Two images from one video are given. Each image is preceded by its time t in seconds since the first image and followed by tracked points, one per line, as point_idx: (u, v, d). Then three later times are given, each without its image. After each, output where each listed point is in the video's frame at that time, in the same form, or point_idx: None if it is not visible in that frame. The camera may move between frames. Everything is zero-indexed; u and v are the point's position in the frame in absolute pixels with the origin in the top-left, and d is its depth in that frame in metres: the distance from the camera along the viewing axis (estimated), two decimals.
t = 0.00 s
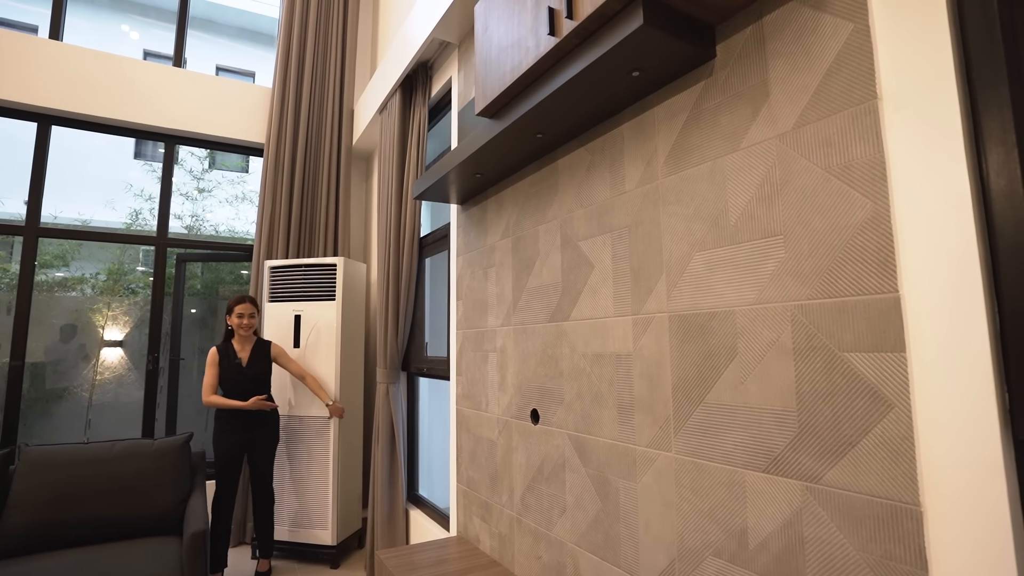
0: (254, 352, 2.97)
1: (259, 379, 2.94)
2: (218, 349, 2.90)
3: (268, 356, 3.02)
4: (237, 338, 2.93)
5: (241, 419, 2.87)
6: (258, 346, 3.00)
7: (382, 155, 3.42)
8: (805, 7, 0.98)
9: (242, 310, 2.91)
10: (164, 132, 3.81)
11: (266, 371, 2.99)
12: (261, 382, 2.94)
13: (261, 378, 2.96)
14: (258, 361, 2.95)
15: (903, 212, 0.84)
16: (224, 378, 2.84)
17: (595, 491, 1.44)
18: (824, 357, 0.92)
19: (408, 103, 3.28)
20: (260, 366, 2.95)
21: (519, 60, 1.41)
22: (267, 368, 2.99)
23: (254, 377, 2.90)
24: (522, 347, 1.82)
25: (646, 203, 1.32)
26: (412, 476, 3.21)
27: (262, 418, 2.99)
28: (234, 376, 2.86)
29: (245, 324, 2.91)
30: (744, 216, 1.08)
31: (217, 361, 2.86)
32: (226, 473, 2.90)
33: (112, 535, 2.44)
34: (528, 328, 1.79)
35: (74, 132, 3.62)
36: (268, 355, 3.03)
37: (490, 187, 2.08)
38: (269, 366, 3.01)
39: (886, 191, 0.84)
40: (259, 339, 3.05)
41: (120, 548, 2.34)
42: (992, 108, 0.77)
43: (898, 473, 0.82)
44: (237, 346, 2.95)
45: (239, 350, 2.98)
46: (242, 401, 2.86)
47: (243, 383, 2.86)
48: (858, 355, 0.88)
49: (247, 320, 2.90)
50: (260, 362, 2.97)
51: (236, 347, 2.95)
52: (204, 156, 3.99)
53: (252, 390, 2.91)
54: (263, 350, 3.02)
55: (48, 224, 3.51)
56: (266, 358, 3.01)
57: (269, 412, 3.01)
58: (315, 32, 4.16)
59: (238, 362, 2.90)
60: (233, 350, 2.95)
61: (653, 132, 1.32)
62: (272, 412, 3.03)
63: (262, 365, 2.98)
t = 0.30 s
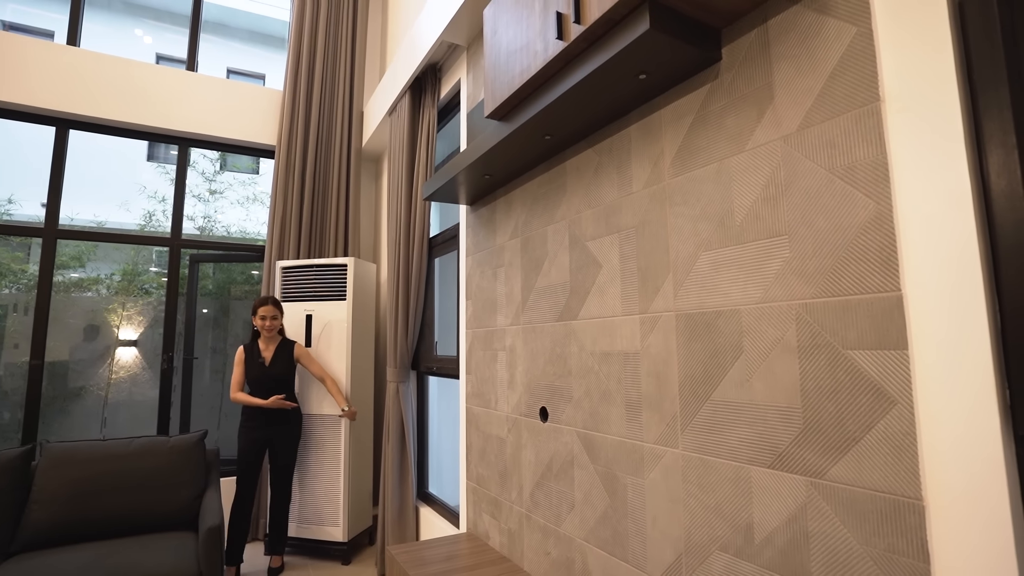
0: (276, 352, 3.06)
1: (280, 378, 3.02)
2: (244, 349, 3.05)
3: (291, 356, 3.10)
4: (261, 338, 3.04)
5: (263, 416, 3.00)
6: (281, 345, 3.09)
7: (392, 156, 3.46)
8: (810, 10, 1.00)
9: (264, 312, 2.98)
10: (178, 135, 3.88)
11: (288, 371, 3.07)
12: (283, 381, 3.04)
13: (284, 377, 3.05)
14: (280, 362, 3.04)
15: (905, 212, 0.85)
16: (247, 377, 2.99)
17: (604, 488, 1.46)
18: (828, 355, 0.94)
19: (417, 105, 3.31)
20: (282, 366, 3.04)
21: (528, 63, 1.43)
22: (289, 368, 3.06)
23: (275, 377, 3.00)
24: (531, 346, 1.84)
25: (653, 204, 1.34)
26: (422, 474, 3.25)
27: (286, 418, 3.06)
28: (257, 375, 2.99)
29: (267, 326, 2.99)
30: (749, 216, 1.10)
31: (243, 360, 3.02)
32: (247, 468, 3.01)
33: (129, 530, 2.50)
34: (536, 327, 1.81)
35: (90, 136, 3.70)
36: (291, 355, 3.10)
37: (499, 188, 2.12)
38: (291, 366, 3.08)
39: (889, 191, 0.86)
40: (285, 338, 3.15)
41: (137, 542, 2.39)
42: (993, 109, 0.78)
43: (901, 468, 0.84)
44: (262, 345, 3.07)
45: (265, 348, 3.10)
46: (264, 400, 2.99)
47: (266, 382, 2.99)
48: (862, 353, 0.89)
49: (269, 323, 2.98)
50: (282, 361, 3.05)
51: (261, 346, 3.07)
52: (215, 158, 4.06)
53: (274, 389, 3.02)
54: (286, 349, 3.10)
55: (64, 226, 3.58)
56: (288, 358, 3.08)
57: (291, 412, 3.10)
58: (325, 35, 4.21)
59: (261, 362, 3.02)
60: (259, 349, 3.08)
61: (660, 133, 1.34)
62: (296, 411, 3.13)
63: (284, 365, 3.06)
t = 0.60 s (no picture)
0: (289, 352, 3.13)
1: (292, 379, 3.10)
2: (261, 347, 3.16)
3: (303, 356, 3.15)
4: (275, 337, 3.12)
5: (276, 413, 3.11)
6: (295, 345, 3.15)
7: (403, 158, 3.50)
8: (817, 13, 1.02)
9: (274, 313, 3.04)
10: (192, 138, 3.96)
11: (300, 371, 3.12)
12: (295, 382, 3.12)
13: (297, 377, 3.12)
14: (291, 362, 3.10)
15: (912, 212, 0.87)
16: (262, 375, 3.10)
17: (614, 485, 1.48)
18: (836, 353, 0.95)
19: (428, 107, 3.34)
20: (293, 367, 3.10)
21: (538, 66, 1.46)
22: (302, 368, 3.12)
23: (286, 377, 3.08)
24: (541, 345, 1.87)
25: (663, 205, 1.36)
26: (433, 472, 3.28)
27: (294, 417, 3.13)
28: (271, 374, 3.09)
29: (277, 327, 3.05)
30: (758, 216, 1.11)
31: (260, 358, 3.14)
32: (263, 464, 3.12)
33: (148, 525, 2.56)
34: (547, 326, 1.83)
35: (108, 139, 3.78)
36: (303, 355, 3.14)
37: (509, 189, 2.14)
38: (305, 366, 3.14)
39: (895, 192, 0.87)
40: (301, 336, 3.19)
41: (157, 537, 2.45)
42: (999, 111, 0.79)
43: (908, 465, 0.85)
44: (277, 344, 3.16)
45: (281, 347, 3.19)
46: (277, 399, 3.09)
47: (280, 381, 3.09)
48: (869, 351, 0.91)
49: (278, 324, 3.04)
50: (294, 362, 3.11)
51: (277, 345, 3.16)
52: (228, 160, 4.13)
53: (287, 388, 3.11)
54: (299, 349, 3.15)
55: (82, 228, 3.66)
56: (301, 358, 3.14)
57: (302, 411, 3.16)
58: (337, 38, 4.27)
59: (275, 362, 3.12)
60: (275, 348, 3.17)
61: (669, 135, 1.35)
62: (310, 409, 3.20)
63: (296, 365, 3.12)
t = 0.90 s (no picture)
0: (295, 351, 3.16)
1: (298, 377, 3.12)
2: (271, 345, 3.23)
3: (309, 356, 3.16)
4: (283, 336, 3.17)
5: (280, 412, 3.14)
6: (302, 344, 3.18)
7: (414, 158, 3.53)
8: (826, 14, 1.02)
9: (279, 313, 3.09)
10: (207, 141, 4.03)
11: (305, 370, 3.14)
12: (300, 381, 3.13)
13: (303, 376, 3.14)
14: (296, 361, 3.12)
15: (922, 212, 0.87)
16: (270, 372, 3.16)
17: (625, 482, 1.49)
18: (846, 352, 0.96)
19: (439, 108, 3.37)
20: (298, 366, 3.12)
21: (549, 69, 1.48)
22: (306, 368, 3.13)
23: (291, 376, 3.11)
24: (553, 344, 1.88)
25: (673, 205, 1.37)
26: (445, 470, 3.31)
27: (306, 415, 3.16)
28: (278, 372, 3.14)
29: (283, 326, 3.09)
30: (768, 216, 1.12)
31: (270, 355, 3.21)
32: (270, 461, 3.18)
33: (167, 521, 2.62)
34: (559, 326, 1.85)
35: (125, 143, 3.86)
36: (309, 354, 3.15)
37: (521, 189, 2.16)
38: (309, 366, 3.15)
39: (905, 192, 0.88)
40: (309, 336, 3.22)
41: (176, 532, 2.51)
42: (1009, 111, 0.80)
43: (917, 462, 0.86)
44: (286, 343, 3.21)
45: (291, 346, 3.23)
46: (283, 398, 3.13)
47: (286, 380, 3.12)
48: (879, 350, 0.92)
49: (282, 323, 3.09)
50: (300, 361, 3.13)
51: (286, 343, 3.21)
52: (242, 162, 4.19)
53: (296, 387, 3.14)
54: (305, 348, 3.17)
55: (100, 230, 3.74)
56: (307, 357, 3.15)
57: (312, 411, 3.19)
58: (348, 40, 4.32)
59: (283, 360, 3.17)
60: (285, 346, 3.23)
61: (679, 136, 1.37)
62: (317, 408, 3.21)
63: (301, 364, 3.13)
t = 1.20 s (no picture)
0: (292, 351, 3.24)
1: (291, 377, 3.19)
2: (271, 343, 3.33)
3: (304, 357, 3.22)
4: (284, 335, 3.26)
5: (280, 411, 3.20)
6: (299, 345, 3.25)
7: (428, 160, 3.56)
8: (838, 15, 1.03)
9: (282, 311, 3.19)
10: (224, 144, 4.11)
11: (298, 370, 3.20)
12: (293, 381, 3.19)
13: (296, 377, 3.20)
14: (291, 361, 3.19)
15: (934, 212, 0.88)
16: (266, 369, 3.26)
17: (639, 480, 1.50)
18: (858, 351, 0.97)
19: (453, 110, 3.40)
20: (291, 365, 3.19)
21: (562, 72, 1.50)
22: (301, 368, 3.19)
23: (285, 375, 3.18)
24: (567, 344, 1.90)
25: (686, 206, 1.38)
26: (460, 469, 3.34)
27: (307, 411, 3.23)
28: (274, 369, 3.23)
29: (284, 325, 3.19)
30: (780, 217, 1.13)
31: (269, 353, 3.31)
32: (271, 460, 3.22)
33: (189, 517, 2.68)
34: (572, 326, 1.87)
35: (146, 147, 3.96)
36: (304, 356, 3.22)
37: (534, 191, 2.19)
38: (303, 366, 3.21)
39: (917, 192, 0.89)
40: (308, 338, 3.30)
41: (198, 527, 2.57)
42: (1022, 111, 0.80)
43: (931, 461, 0.86)
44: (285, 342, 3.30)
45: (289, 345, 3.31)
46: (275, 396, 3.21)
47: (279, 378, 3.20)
48: (891, 349, 0.92)
49: (283, 322, 3.18)
50: (294, 361, 3.20)
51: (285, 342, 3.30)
52: (258, 165, 4.27)
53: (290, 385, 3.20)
54: (302, 350, 3.24)
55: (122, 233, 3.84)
56: (302, 358, 3.22)
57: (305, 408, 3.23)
58: (362, 44, 4.37)
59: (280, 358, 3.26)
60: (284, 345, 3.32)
61: (691, 137, 1.38)
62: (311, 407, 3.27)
63: (295, 364, 3.20)
